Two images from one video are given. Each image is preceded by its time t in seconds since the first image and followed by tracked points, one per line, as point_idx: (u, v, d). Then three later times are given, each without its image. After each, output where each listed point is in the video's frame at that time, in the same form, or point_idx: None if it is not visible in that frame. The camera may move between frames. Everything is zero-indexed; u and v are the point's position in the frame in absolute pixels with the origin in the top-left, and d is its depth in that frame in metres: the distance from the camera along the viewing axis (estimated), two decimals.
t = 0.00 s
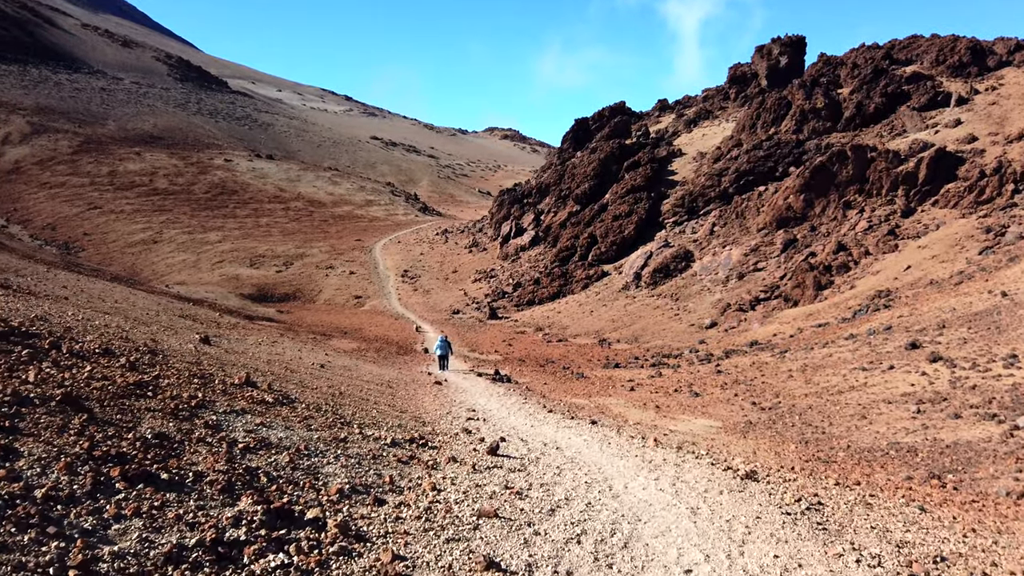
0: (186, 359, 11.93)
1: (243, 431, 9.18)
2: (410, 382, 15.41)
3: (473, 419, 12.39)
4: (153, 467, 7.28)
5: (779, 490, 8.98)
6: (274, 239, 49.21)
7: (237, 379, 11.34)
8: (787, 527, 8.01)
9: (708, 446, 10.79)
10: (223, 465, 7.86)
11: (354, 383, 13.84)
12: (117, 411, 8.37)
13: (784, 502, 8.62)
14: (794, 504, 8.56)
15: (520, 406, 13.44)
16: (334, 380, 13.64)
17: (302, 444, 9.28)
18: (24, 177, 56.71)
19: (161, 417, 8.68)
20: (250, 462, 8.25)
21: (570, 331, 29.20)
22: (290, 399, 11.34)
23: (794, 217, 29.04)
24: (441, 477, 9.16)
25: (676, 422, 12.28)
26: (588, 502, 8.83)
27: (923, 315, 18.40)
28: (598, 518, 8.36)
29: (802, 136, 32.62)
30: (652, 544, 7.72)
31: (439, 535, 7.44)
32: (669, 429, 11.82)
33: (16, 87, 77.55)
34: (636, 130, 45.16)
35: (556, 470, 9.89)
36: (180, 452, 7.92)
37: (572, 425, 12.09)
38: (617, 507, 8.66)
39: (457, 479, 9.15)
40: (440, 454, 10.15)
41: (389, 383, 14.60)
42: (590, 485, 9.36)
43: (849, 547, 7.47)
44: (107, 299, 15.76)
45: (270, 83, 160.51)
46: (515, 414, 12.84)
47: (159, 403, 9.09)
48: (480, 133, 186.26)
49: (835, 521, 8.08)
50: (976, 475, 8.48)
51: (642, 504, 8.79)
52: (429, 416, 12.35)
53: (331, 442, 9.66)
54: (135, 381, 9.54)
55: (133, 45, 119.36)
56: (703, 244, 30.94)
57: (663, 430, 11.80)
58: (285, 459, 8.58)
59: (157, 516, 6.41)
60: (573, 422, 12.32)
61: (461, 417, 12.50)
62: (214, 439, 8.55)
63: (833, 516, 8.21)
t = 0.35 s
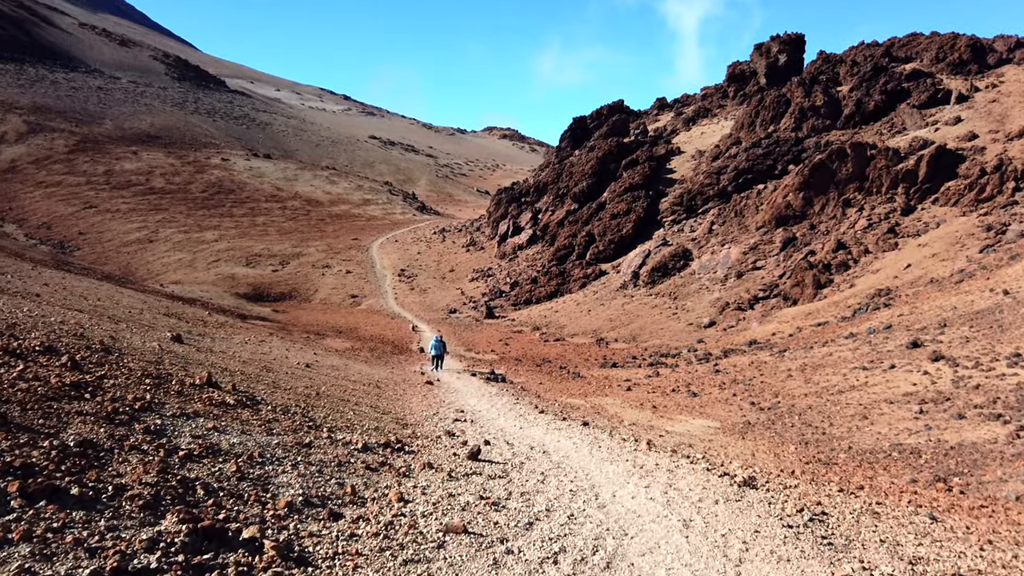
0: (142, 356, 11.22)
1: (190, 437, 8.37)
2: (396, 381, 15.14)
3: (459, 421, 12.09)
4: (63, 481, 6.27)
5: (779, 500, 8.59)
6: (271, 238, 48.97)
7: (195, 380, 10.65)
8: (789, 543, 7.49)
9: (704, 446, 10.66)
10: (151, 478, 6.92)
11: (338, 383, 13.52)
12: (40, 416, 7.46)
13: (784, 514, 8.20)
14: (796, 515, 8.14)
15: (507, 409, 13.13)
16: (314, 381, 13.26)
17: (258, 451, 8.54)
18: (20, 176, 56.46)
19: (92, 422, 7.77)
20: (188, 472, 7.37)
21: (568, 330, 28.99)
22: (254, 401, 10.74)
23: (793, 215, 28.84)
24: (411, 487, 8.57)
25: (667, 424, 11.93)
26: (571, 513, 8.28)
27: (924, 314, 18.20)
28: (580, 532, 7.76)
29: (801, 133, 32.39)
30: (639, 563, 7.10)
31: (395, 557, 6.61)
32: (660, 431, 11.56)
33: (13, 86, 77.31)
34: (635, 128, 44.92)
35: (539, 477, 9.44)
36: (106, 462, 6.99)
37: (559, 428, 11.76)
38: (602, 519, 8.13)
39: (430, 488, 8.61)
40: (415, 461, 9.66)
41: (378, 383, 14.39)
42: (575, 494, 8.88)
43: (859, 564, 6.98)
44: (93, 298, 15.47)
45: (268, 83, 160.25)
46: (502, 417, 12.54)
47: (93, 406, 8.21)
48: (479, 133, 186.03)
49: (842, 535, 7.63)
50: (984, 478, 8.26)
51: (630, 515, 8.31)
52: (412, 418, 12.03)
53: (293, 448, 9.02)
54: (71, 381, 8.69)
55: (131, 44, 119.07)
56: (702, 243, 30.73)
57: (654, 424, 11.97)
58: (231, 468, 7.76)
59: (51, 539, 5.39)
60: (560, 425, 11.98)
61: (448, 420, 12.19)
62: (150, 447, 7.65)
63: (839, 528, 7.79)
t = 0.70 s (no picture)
0: (99, 354, 10.40)
1: (137, 449, 7.44)
2: (385, 382, 14.79)
3: (449, 426, 11.67)
4: None
5: (793, 515, 8.04)
6: (268, 236, 48.70)
7: (156, 383, 9.76)
8: (812, 567, 6.84)
9: (706, 448, 10.41)
10: (77, 500, 5.95)
11: (326, 385, 13.10)
12: None
13: (802, 531, 7.63)
14: (815, 533, 7.57)
15: (500, 413, 12.66)
16: (298, 382, 12.77)
17: (215, 465, 7.67)
18: (16, 174, 56.13)
19: (21, 433, 6.81)
20: (123, 491, 6.43)
21: (567, 328, 28.74)
22: (224, 405, 9.95)
23: (794, 212, 28.62)
24: (390, 501, 7.89)
25: (665, 428, 11.54)
26: (565, 532, 7.60)
27: (927, 312, 17.97)
28: (575, 554, 7.05)
29: (802, 130, 32.14)
30: None
31: None
32: (657, 433, 11.26)
33: (10, 84, 76.97)
34: (634, 125, 44.65)
35: (531, 490, 8.84)
36: (26, 482, 6.02)
37: (553, 434, 11.30)
38: (599, 540, 7.43)
39: (410, 503, 7.90)
40: (397, 471, 9.04)
41: (370, 384, 14.09)
42: (570, 510, 8.25)
43: None
44: (79, 296, 15.12)
45: (267, 81, 159.78)
46: (494, 422, 12.09)
47: (26, 415, 7.24)
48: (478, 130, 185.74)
49: (867, 556, 7.03)
50: (999, 483, 7.99)
51: (631, 533, 7.66)
52: (400, 423, 11.55)
53: (259, 459, 8.22)
54: (8, 385, 7.74)
55: (129, 42, 118.65)
56: (702, 241, 30.48)
57: (657, 425, 11.74)
58: (179, 486, 6.85)
59: None
60: (554, 431, 11.52)
61: (439, 425, 11.77)
62: (84, 463, 6.70)
63: (861, 547, 7.25)
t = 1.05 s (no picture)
0: (45, 351, 9.80)
1: (61, 458, 6.66)
2: (370, 381, 14.33)
3: (434, 430, 11.20)
4: None
5: (805, 531, 7.46)
6: (266, 234, 48.47)
7: (107, 383, 9.13)
8: None
9: (704, 453, 10.06)
10: None
11: (310, 385, 12.79)
12: None
13: (815, 548, 7.03)
14: (829, 552, 6.96)
15: (487, 416, 12.20)
16: (278, 382, 12.35)
17: (150, 476, 6.93)
18: (14, 172, 55.92)
19: None
20: (29, 510, 5.56)
21: (566, 327, 28.52)
22: (184, 406, 9.39)
23: (795, 211, 28.38)
24: (354, 514, 7.26)
25: (658, 431, 11.18)
26: (549, 551, 6.99)
27: (930, 311, 17.73)
28: None
29: (804, 128, 31.88)
30: None
31: None
32: (651, 436, 10.94)
33: (9, 82, 76.76)
34: (635, 123, 44.40)
35: (515, 500, 8.29)
36: None
37: (542, 440, 10.82)
38: (587, 561, 6.81)
39: (377, 516, 7.28)
40: (369, 479, 8.47)
41: (356, 385, 13.70)
42: (556, 523, 7.67)
43: None
44: (62, 293, 14.88)
45: (267, 79, 159.46)
46: (481, 426, 11.62)
47: None
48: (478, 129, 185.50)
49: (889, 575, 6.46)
50: (1014, 487, 7.63)
51: (623, 550, 7.10)
52: (380, 426, 11.06)
53: (207, 468, 7.53)
54: None
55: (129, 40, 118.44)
56: (703, 239, 30.25)
57: (657, 427, 11.34)
58: (101, 501, 6.05)
59: None
60: (544, 436, 11.03)
61: (424, 428, 11.32)
62: None
63: (880, 565, 6.67)
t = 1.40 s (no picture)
0: None
1: None
2: (352, 382, 13.92)
3: (415, 435, 10.80)
4: None
5: (821, 551, 6.93)
6: (262, 233, 48.16)
7: (40, 384, 8.31)
8: None
9: (703, 456, 9.81)
10: None
11: (289, 387, 12.35)
12: None
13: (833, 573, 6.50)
14: None
15: (472, 420, 11.83)
16: (251, 383, 11.85)
17: (58, 494, 6.08)
18: (8, 171, 55.57)
19: None
20: None
21: (563, 326, 28.27)
22: (129, 411, 8.68)
23: (794, 208, 28.15)
24: (305, 534, 6.68)
25: (649, 435, 10.81)
26: None
27: (931, 309, 17.50)
28: None
29: (803, 125, 31.63)
30: None
31: None
32: (647, 438, 10.69)
33: (4, 81, 76.39)
34: (632, 121, 44.12)
35: (494, 515, 7.85)
36: None
37: (527, 447, 10.43)
38: None
39: (332, 537, 6.73)
40: (332, 492, 7.98)
41: (337, 386, 13.30)
42: (538, 542, 7.22)
43: None
44: (39, 291, 14.57)
45: (264, 79, 159.07)
46: (465, 430, 11.24)
47: None
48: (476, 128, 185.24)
49: None
50: None
51: (611, 575, 6.64)
52: (355, 431, 10.62)
53: (130, 484, 6.73)
54: None
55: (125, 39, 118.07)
56: (701, 237, 30.01)
57: (657, 430, 11.08)
58: None
59: None
60: (530, 442, 10.65)
61: (405, 432, 10.93)
62: None
63: None
